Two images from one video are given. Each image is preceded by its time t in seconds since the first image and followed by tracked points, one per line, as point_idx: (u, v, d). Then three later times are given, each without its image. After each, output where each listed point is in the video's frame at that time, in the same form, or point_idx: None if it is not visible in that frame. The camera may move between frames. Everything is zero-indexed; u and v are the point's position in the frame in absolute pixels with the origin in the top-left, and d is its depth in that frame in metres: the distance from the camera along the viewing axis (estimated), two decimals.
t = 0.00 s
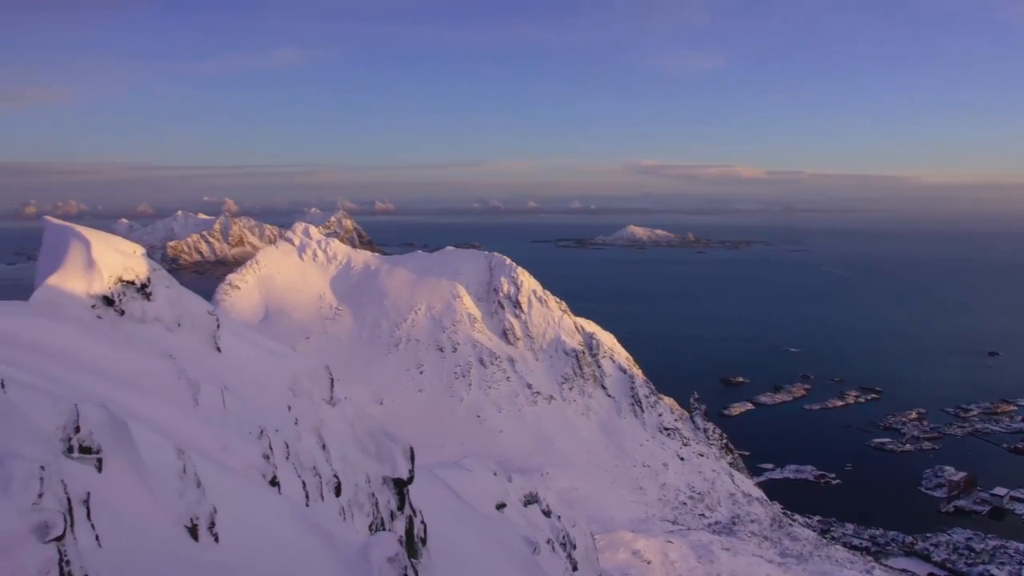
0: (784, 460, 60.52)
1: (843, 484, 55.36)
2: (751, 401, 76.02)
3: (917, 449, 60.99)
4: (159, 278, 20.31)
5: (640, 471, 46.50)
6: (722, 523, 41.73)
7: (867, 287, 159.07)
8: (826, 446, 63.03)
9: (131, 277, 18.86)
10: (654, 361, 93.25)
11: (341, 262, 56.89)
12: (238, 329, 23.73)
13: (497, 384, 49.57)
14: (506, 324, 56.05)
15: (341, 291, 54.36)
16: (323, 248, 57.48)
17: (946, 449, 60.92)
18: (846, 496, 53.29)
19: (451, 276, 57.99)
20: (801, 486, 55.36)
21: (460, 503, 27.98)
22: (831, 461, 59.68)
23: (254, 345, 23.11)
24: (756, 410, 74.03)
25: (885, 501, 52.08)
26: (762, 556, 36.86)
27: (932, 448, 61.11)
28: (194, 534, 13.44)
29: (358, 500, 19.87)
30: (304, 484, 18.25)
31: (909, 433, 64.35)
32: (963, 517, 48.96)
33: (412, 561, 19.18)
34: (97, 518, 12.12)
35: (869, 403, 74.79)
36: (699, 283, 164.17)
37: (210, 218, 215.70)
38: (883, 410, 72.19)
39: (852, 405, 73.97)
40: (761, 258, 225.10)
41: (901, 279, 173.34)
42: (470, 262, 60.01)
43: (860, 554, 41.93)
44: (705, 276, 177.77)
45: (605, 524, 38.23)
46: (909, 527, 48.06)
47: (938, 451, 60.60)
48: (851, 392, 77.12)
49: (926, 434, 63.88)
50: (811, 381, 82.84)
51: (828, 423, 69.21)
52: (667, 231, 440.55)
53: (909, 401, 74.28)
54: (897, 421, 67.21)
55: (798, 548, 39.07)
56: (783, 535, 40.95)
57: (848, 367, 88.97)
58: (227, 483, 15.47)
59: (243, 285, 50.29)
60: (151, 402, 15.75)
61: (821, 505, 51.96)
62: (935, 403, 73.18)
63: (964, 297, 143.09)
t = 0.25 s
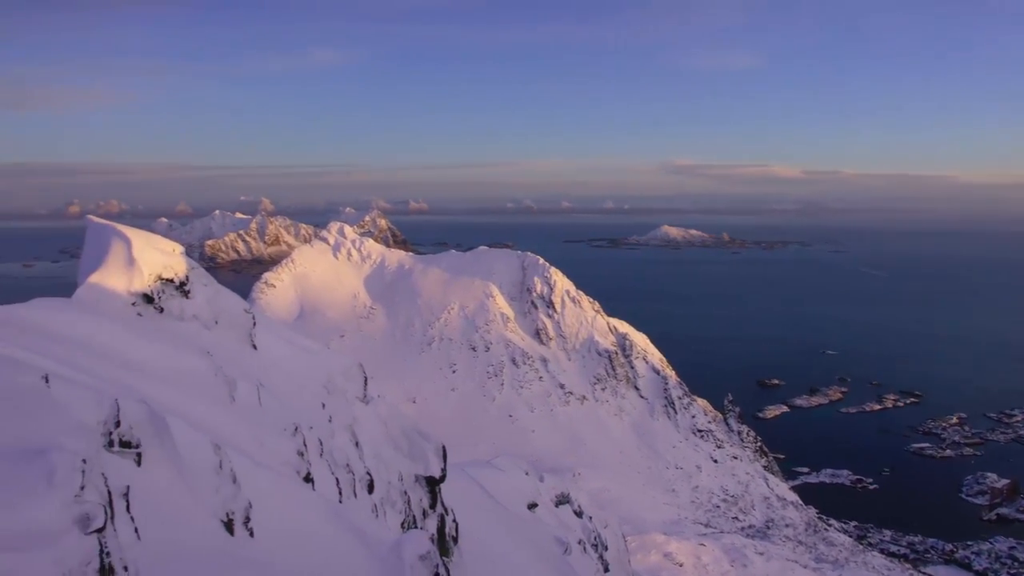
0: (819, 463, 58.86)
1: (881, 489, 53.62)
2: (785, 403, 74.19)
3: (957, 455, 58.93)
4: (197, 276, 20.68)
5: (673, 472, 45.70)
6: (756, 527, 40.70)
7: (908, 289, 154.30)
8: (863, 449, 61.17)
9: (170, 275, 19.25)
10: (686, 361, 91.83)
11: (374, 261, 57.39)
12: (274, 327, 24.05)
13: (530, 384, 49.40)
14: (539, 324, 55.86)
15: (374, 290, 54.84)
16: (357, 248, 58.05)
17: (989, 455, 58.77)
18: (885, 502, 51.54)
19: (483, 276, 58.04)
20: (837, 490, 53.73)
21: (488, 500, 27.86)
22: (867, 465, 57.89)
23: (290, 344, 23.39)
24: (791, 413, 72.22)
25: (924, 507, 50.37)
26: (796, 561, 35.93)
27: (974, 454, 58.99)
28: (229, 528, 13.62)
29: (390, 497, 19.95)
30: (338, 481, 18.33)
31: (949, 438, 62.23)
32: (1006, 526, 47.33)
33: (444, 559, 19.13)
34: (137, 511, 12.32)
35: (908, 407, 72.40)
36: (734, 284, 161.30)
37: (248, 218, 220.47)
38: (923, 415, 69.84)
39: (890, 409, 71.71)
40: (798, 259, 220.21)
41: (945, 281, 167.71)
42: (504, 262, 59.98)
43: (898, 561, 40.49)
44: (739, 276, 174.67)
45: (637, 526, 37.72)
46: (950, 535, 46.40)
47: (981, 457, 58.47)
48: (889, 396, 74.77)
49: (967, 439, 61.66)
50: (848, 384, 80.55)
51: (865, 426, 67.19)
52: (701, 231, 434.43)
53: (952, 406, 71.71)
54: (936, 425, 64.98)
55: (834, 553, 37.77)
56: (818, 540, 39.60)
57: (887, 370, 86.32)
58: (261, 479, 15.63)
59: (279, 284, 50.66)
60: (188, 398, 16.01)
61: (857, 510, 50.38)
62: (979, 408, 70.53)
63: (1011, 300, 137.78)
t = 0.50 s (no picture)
0: (855, 467, 57.06)
1: (921, 495, 51.71)
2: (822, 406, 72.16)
3: (1003, 462, 56.56)
4: (235, 274, 21.04)
5: (706, 475, 44.74)
6: (791, 531, 39.52)
7: (953, 291, 148.93)
8: (903, 454, 59.12)
9: (208, 274, 19.61)
10: (720, 362, 90.15)
11: (409, 260, 57.79)
12: (311, 327, 24.38)
13: (563, 384, 49.08)
14: (573, 324, 55.46)
15: (408, 289, 55.25)
16: (392, 247, 58.51)
17: None
18: (926, 508, 49.64)
19: (517, 275, 57.92)
20: (875, 496, 52.01)
21: (517, 497, 27.69)
22: (907, 470, 55.91)
23: (325, 342, 23.63)
24: (827, 415, 70.23)
25: (967, 514, 48.42)
26: (833, 567, 34.84)
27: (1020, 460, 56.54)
28: (264, 523, 13.72)
29: (424, 495, 19.95)
30: (371, 478, 18.37)
31: (993, 444, 59.84)
32: None
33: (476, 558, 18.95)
34: (175, 504, 12.50)
35: (951, 411, 69.79)
36: (770, 285, 157.87)
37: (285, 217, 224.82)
38: (967, 420, 67.25)
39: (931, 413, 69.22)
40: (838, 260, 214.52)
41: (994, 282, 161.45)
42: (537, 262, 59.73)
43: (940, 570, 38.93)
44: (776, 277, 170.93)
45: (670, 528, 37.11)
46: (994, 544, 44.55)
47: None
48: (931, 400, 72.18)
49: (1013, 446, 59.14)
50: (888, 387, 78.03)
51: (904, 430, 64.97)
52: (738, 231, 426.69)
53: (999, 411, 68.84)
54: (979, 431, 62.53)
55: (873, 562, 36.36)
56: (855, 547, 38.13)
57: (930, 373, 83.35)
58: (296, 475, 15.77)
59: (315, 282, 51.18)
60: (227, 394, 16.28)
61: (896, 517, 48.68)
62: None
63: None
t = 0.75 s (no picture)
0: (897, 472, 55.02)
1: (968, 503, 49.55)
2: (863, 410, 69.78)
3: None
4: (276, 273, 21.36)
5: (744, 478, 43.64)
6: (831, 537, 38.27)
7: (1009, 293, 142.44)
8: (948, 460, 56.75)
9: (250, 272, 19.94)
10: (759, 363, 88.07)
11: (447, 259, 58.03)
12: (350, 326, 24.63)
13: (600, 385, 48.61)
14: (610, 325, 54.87)
15: (446, 288, 55.50)
16: (430, 246, 58.83)
17: None
18: (972, 517, 47.53)
19: (554, 275, 57.62)
20: (918, 502, 50.02)
21: (548, 494, 27.37)
22: (952, 477, 53.65)
23: (364, 340, 23.86)
24: (868, 419, 67.89)
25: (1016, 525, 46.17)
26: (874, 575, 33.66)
27: None
28: (303, 518, 13.82)
29: (460, 494, 19.90)
30: (408, 476, 18.40)
31: None
32: None
33: (511, 557, 18.74)
34: (217, 498, 12.70)
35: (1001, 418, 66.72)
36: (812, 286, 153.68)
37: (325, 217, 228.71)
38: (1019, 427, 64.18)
39: (979, 420, 66.30)
40: (885, 261, 207.38)
41: None
42: (574, 262, 59.32)
43: None
44: (819, 278, 166.20)
45: (707, 531, 36.36)
46: None
47: None
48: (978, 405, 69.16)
49: None
50: (933, 392, 75.01)
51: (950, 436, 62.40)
52: (781, 231, 416.43)
53: None
54: None
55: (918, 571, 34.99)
56: (898, 555, 36.78)
57: (982, 378, 79.81)
58: (335, 471, 15.87)
59: (354, 281, 51.85)
60: (267, 391, 16.50)
61: (940, 524, 46.67)
62: None
63: None
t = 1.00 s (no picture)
0: (946, 480, 52.61)
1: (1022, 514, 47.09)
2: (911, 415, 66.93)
3: None
4: (318, 271, 21.64)
5: (787, 482, 42.32)
6: (877, 545, 36.87)
7: None
8: (1001, 469, 54.04)
9: (293, 270, 20.23)
10: (804, 363, 85.46)
11: (487, 258, 58.04)
12: (391, 324, 24.80)
13: (640, 386, 47.90)
14: (651, 325, 54.01)
15: (486, 288, 55.55)
16: (470, 245, 58.89)
17: None
18: None
19: (595, 276, 57.08)
20: (968, 512, 47.72)
21: (583, 492, 26.87)
22: (1005, 487, 51.06)
23: (404, 338, 23.96)
24: (916, 425, 65.02)
25: None
26: None
27: None
28: (343, 515, 13.90)
29: (499, 493, 19.81)
30: (448, 474, 18.36)
31: None
32: None
33: (549, 557, 18.51)
34: (259, 493, 12.87)
35: None
36: (861, 287, 148.62)
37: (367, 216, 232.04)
38: None
39: None
40: (941, 262, 198.97)
41: None
42: (615, 262, 58.62)
43: None
44: (869, 280, 160.46)
45: (748, 536, 35.46)
46: None
47: None
48: None
49: None
50: (986, 398, 71.60)
51: (1004, 444, 59.43)
52: (830, 231, 403.92)
53: None
54: None
55: None
56: (948, 567, 35.27)
57: None
58: (375, 468, 15.95)
59: (395, 280, 52.46)
60: (308, 387, 16.69)
61: (991, 535, 44.41)
62: None
63: None
